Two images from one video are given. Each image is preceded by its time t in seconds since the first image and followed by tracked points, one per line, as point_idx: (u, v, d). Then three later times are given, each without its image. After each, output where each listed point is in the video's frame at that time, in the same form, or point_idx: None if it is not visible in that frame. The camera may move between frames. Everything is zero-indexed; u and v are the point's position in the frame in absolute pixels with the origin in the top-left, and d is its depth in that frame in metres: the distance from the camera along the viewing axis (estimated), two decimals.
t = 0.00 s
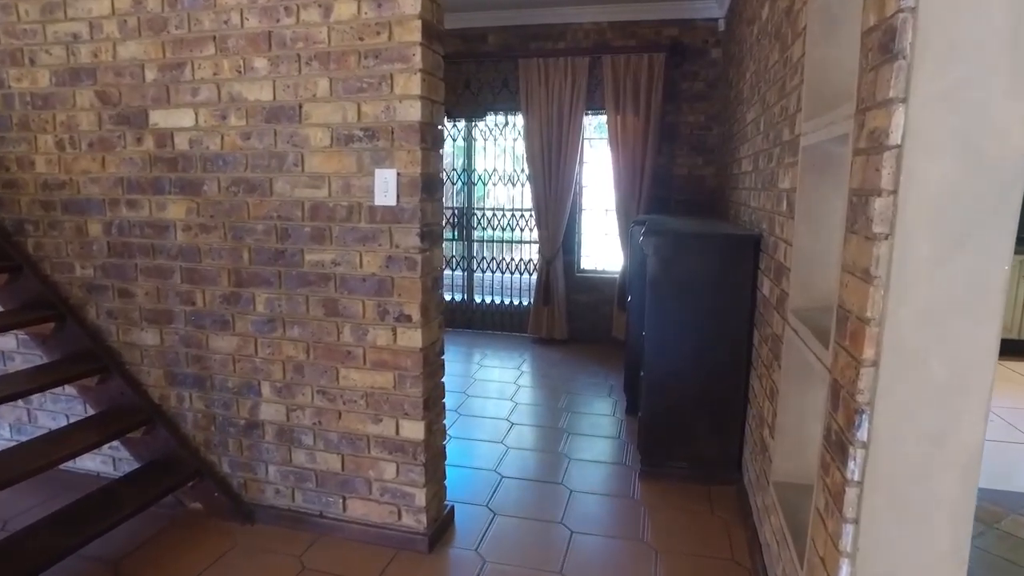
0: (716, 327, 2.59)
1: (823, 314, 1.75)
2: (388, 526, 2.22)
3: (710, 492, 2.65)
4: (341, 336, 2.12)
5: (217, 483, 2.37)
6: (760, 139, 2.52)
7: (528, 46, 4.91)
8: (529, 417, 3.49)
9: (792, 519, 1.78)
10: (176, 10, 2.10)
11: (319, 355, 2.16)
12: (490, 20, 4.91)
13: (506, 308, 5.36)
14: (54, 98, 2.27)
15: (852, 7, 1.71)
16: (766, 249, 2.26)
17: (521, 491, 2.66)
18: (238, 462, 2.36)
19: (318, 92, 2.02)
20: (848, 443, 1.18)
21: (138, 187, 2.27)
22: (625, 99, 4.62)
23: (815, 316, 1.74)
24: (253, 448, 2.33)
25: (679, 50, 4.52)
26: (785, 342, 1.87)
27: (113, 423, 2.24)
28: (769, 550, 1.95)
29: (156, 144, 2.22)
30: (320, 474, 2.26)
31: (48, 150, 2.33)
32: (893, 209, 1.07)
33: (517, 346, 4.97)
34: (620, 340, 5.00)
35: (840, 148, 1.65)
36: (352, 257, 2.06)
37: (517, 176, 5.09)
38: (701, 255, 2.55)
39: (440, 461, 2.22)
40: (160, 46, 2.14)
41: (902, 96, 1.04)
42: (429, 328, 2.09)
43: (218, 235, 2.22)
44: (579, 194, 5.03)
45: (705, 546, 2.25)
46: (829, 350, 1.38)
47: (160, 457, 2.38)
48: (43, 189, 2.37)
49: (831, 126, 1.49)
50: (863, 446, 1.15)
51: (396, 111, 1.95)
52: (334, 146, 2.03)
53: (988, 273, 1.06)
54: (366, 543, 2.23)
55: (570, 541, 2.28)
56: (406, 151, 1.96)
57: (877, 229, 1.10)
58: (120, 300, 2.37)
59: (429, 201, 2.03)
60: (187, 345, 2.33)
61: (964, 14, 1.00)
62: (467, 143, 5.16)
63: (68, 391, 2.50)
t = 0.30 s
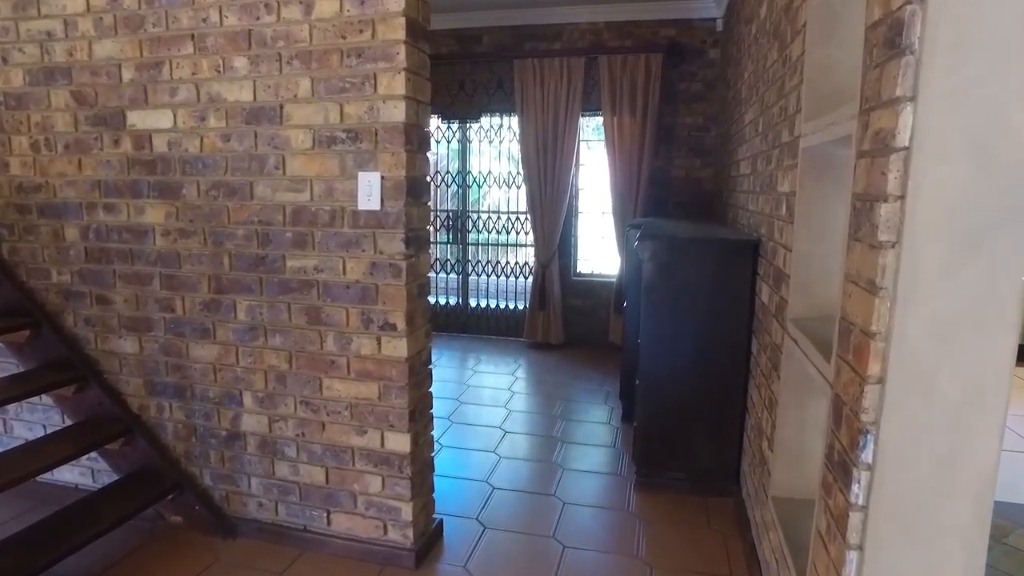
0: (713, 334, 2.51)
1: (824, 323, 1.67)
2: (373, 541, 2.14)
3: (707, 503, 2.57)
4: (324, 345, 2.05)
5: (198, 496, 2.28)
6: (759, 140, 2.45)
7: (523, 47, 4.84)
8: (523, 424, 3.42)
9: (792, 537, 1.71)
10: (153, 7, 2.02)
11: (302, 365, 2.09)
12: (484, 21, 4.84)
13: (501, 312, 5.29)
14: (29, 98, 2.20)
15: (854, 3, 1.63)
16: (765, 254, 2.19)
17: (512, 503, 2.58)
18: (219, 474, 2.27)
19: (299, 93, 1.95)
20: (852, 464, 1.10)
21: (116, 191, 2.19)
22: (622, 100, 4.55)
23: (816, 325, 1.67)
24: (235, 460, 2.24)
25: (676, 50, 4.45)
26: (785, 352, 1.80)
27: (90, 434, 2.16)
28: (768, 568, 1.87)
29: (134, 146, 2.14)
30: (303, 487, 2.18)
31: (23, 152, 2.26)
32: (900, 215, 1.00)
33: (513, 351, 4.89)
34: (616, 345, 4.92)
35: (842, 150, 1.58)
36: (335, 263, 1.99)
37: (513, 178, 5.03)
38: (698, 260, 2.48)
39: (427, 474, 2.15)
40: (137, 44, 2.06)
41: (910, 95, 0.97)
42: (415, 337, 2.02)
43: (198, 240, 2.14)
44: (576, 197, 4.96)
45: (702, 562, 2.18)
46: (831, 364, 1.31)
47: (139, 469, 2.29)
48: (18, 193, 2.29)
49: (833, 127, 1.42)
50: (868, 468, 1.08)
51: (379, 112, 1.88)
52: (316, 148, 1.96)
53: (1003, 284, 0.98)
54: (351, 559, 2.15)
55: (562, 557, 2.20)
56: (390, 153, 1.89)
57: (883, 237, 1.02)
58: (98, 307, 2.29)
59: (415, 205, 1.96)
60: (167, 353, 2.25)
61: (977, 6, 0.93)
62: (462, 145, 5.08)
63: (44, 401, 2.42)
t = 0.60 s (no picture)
0: (712, 339, 2.43)
1: (828, 330, 1.59)
2: (358, 556, 2.05)
3: (706, 515, 2.49)
4: (306, 352, 1.97)
5: (177, 509, 2.19)
6: (759, 140, 2.37)
7: (519, 46, 4.76)
8: (517, 432, 3.33)
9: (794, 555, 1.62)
10: None
11: (283, 373, 2.01)
12: (479, 19, 4.76)
13: (497, 315, 5.20)
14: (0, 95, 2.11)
15: None
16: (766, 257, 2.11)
17: (504, 515, 2.50)
18: (199, 486, 2.18)
19: (279, 89, 1.87)
20: (861, 486, 1.02)
21: (90, 191, 2.10)
22: (619, 100, 4.47)
23: (819, 333, 1.58)
24: (215, 471, 2.15)
25: (674, 49, 4.37)
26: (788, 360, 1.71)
27: (65, 444, 2.07)
28: None
29: (109, 145, 2.05)
30: (285, 499, 2.09)
31: None
32: (914, 217, 0.92)
33: (508, 355, 4.80)
34: (614, 349, 4.83)
35: (847, 147, 1.50)
36: (316, 267, 1.91)
37: (508, 180, 4.95)
38: (697, 263, 2.40)
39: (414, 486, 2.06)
40: (111, 39, 1.97)
41: (927, 84, 0.88)
42: (400, 344, 1.93)
43: (176, 243, 2.05)
44: (572, 199, 4.88)
45: None
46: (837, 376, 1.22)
47: (115, 482, 2.20)
48: None
49: (838, 123, 1.34)
50: (879, 491, 0.99)
51: (362, 108, 1.80)
52: (297, 147, 1.88)
53: None
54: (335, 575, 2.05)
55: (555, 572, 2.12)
56: (373, 152, 1.81)
57: (896, 240, 0.94)
58: (73, 312, 2.20)
59: (400, 206, 1.88)
60: (144, 360, 2.15)
61: None
62: (457, 145, 5.00)
63: (18, 409, 2.33)
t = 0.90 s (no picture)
0: (715, 346, 2.34)
1: (838, 338, 1.51)
2: (345, 572, 1.96)
3: (709, 527, 2.40)
4: (291, 359, 1.89)
5: (157, 523, 2.10)
6: (764, 139, 2.29)
7: (517, 44, 4.67)
8: (515, 439, 3.25)
9: None
10: None
11: (267, 381, 1.92)
12: (476, 17, 4.67)
13: (494, 318, 5.12)
14: None
15: None
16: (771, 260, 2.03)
17: (500, 527, 2.41)
18: (181, 498, 2.09)
19: (262, 84, 1.78)
20: (883, 511, 0.94)
21: (67, 191, 2.01)
22: (618, 99, 4.38)
23: (830, 341, 1.50)
24: (197, 483, 2.06)
25: (675, 47, 4.28)
26: (795, 368, 1.63)
27: (43, 453, 1.97)
28: None
29: (86, 143, 1.96)
30: (270, 513, 2.00)
31: None
32: (943, 217, 0.83)
33: (505, 359, 4.72)
34: (613, 353, 4.75)
35: (861, 145, 1.41)
36: (301, 271, 1.83)
37: (506, 180, 4.87)
38: (699, 267, 2.31)
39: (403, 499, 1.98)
40: (88, 32, 1.88)
41: (959, 70, 0.80)
42: (389, 351, 1.85)
43: (155, 245, 1.96)
44: (571, 200, 4.80)
45: None
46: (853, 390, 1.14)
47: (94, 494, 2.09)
48: None
49: (852, 119, 1.25)
50: (903, 518, 0.91)
51: (348, 104, 1.72)
52: (281, 145, 1.80)
53: None
54: None
55: None
56: (360, 150, 1.72)
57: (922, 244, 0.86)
58: (50, 317, 2.11)
59: (388, 206, 1.79)
60: (124, 367, 2.06)
61: None
62: (454, 146, 4.92)
63: None
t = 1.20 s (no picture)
0: (718, 357, 2.22)
1: (853, 353, 1.39)
2: None
3: (712, 547, 2.28)
4: (267, 373, 1.77)
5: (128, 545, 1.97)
6: (770, 139, 2.17)
7: (514, 43, 4.55)
8: (510, 450, 3.14)
9: None
10: None
11: (242, 396, 1.81)
12: (472, 15, 4.55)
13: (491, 323, 5.00)
14: None
15: None
16: (779, 265, 1.91)
17: (492, 546, 2.30)
18: (153, 519, 1.97)
19: (235, 79, 1.66)
20: (917, 561, 0.82)
21: (31, 193, 1.90)
22: (618, 99, 4.27)
23: (845, 356, 1.38)
24: (170, 503, 1.94)
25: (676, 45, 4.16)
26: (807, 384, 1.51)
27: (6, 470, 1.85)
28: None
29: (50, 142, 1.85)
30: (247, 535, 1.88)
31: None
32: (991, 225, 0.71)
33: (502, 365, 4.60)
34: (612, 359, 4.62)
35: (879, 144, 1.29)
36: (277, 279, 1.71)
37: (503, 182, 4.77)
38: (701, 273, 2.19)
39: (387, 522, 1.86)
40: (50, 23, 1.76)
41: (1013, 55, 0.68)
42: (371, 365, 1.74)
43: (124, 252, 1.84)
44: (569, 202, 4.69)
45: None
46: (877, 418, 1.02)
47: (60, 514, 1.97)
48: None
49: (872, 115, 1.14)
50: (942, 571, 0.79)
51: (326, 101, 1.60)
52: (255, 145, 1.68)
53: None
54: None
55: None
56: (338, 151, 1.61)
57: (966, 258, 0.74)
58: (14, 326, 1.99)
59: (370, 210, 1.68)
60: (92, 381, 1.94)
61: None
62: (449, 146, 4.82)
63: None
